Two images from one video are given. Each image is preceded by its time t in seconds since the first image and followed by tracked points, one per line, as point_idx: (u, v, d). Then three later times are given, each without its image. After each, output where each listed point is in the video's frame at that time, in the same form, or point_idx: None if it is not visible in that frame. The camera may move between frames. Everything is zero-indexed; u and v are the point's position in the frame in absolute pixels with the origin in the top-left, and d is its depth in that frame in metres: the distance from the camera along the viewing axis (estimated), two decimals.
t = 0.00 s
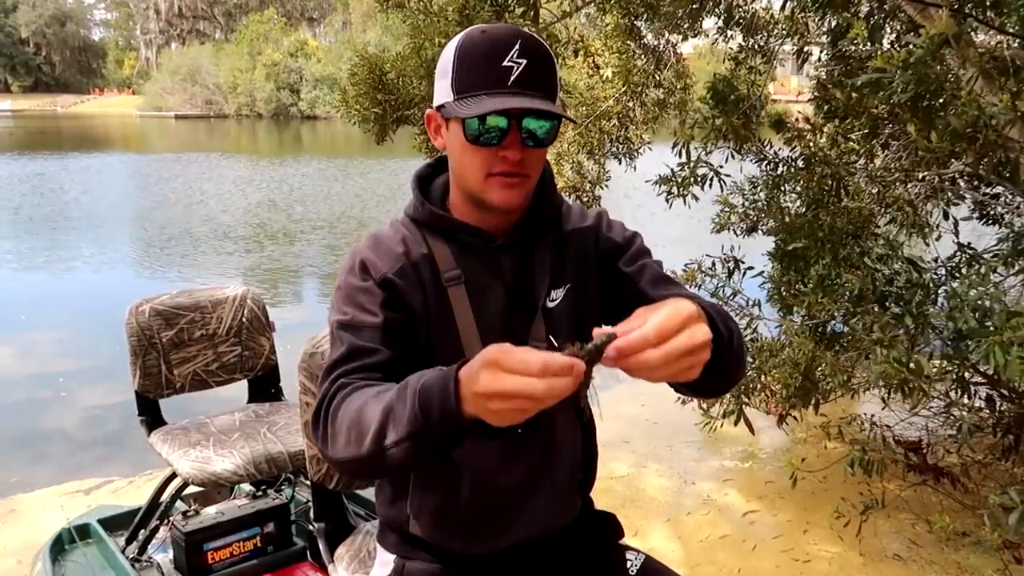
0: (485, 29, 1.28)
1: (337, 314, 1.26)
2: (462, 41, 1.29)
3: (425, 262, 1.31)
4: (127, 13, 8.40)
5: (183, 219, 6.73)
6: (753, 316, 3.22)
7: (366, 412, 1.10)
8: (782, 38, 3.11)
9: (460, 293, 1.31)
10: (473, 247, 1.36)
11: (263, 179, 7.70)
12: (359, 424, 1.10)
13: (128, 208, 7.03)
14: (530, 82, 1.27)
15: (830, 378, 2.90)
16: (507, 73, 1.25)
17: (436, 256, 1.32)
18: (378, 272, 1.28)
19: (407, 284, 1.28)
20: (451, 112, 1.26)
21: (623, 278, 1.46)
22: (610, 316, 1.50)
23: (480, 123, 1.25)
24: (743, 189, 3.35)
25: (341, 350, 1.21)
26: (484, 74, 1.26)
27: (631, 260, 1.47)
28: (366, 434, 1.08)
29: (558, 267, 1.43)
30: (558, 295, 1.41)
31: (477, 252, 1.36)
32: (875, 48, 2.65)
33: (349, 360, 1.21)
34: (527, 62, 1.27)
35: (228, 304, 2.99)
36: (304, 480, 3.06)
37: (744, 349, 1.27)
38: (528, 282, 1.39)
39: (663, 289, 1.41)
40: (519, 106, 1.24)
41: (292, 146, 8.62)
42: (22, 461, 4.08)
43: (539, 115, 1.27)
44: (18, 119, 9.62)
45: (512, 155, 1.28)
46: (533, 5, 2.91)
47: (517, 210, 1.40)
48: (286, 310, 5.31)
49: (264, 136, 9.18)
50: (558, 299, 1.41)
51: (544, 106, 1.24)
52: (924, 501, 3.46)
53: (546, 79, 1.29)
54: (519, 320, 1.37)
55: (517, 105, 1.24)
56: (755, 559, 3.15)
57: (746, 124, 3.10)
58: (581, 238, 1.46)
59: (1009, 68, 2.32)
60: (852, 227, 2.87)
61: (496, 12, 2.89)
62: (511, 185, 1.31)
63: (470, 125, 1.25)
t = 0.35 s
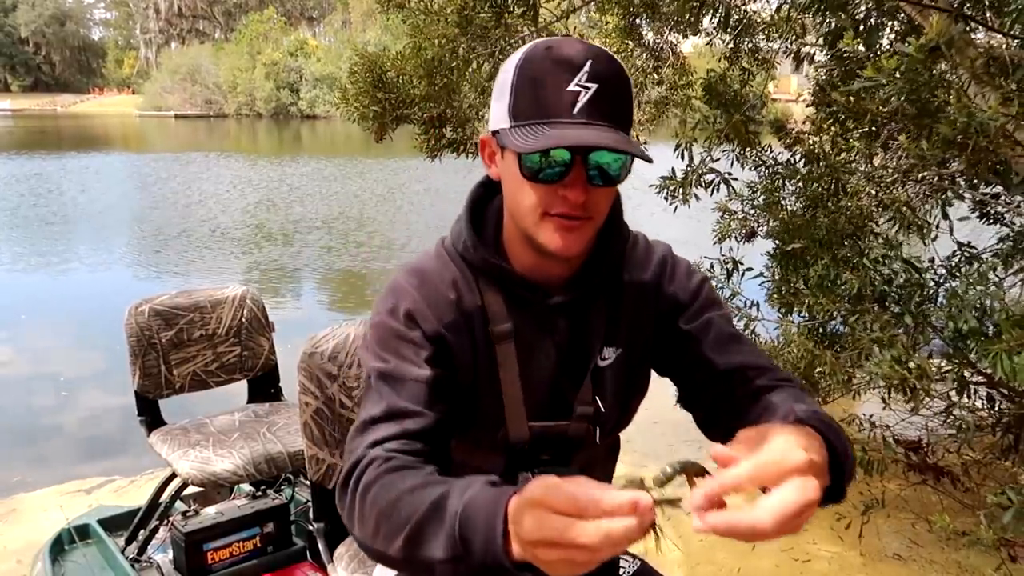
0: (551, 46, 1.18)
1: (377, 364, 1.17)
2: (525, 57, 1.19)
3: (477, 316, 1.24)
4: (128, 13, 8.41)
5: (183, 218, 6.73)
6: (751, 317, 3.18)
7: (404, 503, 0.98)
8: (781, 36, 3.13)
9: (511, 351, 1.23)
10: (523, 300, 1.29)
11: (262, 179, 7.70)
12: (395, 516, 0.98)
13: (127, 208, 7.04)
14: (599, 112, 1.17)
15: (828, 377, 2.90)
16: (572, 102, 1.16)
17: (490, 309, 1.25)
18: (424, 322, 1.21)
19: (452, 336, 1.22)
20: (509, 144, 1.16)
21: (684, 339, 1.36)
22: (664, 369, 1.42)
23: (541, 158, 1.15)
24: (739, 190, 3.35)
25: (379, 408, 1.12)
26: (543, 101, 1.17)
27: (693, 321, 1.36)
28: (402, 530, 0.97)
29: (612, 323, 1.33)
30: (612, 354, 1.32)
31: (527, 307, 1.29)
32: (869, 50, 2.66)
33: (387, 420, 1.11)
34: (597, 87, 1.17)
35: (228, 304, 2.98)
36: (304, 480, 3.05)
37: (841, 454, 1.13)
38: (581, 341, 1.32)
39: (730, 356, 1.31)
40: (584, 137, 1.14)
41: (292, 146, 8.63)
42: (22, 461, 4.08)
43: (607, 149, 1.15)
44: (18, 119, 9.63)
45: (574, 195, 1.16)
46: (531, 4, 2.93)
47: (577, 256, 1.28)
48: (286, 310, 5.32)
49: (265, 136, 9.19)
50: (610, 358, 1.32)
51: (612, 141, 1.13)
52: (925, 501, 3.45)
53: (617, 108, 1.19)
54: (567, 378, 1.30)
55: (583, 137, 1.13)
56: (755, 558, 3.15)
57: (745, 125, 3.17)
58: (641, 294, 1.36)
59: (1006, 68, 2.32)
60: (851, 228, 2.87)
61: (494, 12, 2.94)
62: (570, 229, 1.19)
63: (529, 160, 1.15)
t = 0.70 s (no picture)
0: (649, 95, 1.03)
1: (432, 438, 1.02)
2: (617, 105, 1.03)
3: (543, 396, 1.09)
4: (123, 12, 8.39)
5: (178, 218, 6.72)
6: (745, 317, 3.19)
7: None
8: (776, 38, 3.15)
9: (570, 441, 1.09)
10: (584, 383, 1.12)
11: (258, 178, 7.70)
12: None
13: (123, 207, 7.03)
14: (695, 180, 1.00)
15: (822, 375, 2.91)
16: (664, 164, 0.99)
17: (558, 392, 1.09)
18: (486, 400, 1.05)
19: (518, 418, 1.08)
20: (586, 207, 1.01)
21: (763, 439, 1.15)
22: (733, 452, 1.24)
23: (619, 227, 1.00)
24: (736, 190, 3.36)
25: (430, 496, 1.00)
26: (628, 159, 1.00)
27: (774, 421, 1.14)
28: None
29: (682, 412, 1.16)
30: (676, 443, 1.17)
31: (587, 390, 1.12)
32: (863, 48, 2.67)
33: (436, 510, 1.00)
34: (696, 150, 1.00)
35: (223, 301, 2.99)
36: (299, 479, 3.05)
37: None
38: (644, 429, 1.16)
39: (814, 471, 1.10)
40: (673, 213, 0.97)
41: (288, 146, 8.62)
42: (17, 461, 4.07)
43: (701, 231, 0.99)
44: (13, 118, 9.60)
45: (653, 277, 1.01)
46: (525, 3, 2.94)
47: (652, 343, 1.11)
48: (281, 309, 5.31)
49: (261, 135, 9.18)
50: (674, 448, 1.17)
51: (709, 228, 0.97)
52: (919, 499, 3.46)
53: (718, 176, 1.02)
54: (624, 464, 1.16)
55: (675, 216, 0.97)
56: (750, 557, 3.16)
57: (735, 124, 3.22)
58: (720, 385, 1.16)
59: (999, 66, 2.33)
60: (844, 228, 2.85)
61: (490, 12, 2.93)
62: (643, 315, 1.03)
63: (606, 230, 1.00)
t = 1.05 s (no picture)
0: (625, 77, 1.03)
1: (397, 412, 1.02)
2: (592, 89, 1.04)
3: (513, 379, 1.09)
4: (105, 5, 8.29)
5: (160, 212, 6.67)
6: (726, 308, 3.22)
7: None
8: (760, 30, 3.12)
9: (541, 424, 1.09)
10: (555, 369, 1.12)
11: (242, 173, 7.66)
12: None
13: (104, 202, 6.96)
14: (668, 159, 1.00)
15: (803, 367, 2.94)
16: (637, 140, 1.00)
17: (528, 375, 1.10)
18: (456, 379, 1.06)
19: (487, 400, 1.08)
20: (557, 183, 1.02)
21: (726, 417, 1.16)
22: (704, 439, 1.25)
23: (589, 203, 1.00)
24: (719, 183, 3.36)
25: (390, 465, 0.99)
26: (600, 136, 1.01)
27: (739, 399, 1.15)
28: None
29: (652, 397, 1.17)
30: (646, 428, 1.17)
31: (557, 375, 1.12)
32: (844, 42, 2.68)
33: (396, 480, 0.99)
34: (669, 129, 1.00)
35: (203, 294, 2.96)
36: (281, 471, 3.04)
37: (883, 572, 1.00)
38: (615, 415, 1.16)
39: (774, 447, 1.10)
40: (643, 188, 0.98)
41: (273, 141, 8.57)
42: None
43: (674, 208, 1.00)
44: None
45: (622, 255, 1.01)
46: None
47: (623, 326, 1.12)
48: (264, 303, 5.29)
49: (246, 130, 9.12)
50: (644, 433, 1.17)
51: (681, 201, 0.97)
52: (899, 489, 3.50)
53: (693, 159, 1.01)
54: (595, 451, 1.16)
55: (645, 189, 0.98)
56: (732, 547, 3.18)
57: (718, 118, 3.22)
58: (688, 367, 1.17)
59: (979, 59, 2.35)
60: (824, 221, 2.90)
61: (473, 6, 2.92)
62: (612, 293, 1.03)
63: (576, 204, 1.01)
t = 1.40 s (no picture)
0: (570, 14, 1.03)
1: (347, 372, 1.03)
2: (537, 29, 1.03)
3: (469, 337, 1.10)
4: None
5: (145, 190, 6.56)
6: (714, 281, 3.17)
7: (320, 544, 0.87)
8: None
9: (500, 382, 1.10)
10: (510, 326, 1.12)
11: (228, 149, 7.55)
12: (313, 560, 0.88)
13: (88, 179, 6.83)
14: (619, 95, 0.98)
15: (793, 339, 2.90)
16: (587, 77, 0.99)
17: (484, 332, 1.10)
18: (407, 338, 1.06)
19: (442, 357, 1.08)
20: (505, 128, 1.01)
21: (688, 359, 1.16)
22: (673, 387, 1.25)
23: (537, 146, 1.00)
24: (709, 152, 3.28)
25: (340, 428, 0.97)
26: (550, 74, 1.00)
27: (701, 340, 1.15)
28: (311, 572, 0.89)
29: (615, 348, 1.16)
30: (611, 385, 1.15)
31: (512, 332, 1.13)
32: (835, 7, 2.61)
33: (347, 441, 0.97)
34: (619, 65, 0.99)
35: (180, 270, 2.89)
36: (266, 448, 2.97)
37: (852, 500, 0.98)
38: (577, 370, 1.16)
39: (731, 381, 1.08)
40: (592, 125, 0.97)
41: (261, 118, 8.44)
42: None
43: (627, 147, 0.99)
44: None
45: (573, 198, 1.00)
46: None
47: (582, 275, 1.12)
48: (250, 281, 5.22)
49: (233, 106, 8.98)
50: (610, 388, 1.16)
51: (635, 139, 0.96)
52: (890, 461, 3.48)
53: (644, 95, 1.01)
54: (560, 410, 1.16)
55: (594, 125, 0.96)
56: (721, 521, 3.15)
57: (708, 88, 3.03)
58: (647, 315, 1.17)
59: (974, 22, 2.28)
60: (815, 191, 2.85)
61: None
62: (566, 239, 1.03)
63: (523, 147, 1.00)
